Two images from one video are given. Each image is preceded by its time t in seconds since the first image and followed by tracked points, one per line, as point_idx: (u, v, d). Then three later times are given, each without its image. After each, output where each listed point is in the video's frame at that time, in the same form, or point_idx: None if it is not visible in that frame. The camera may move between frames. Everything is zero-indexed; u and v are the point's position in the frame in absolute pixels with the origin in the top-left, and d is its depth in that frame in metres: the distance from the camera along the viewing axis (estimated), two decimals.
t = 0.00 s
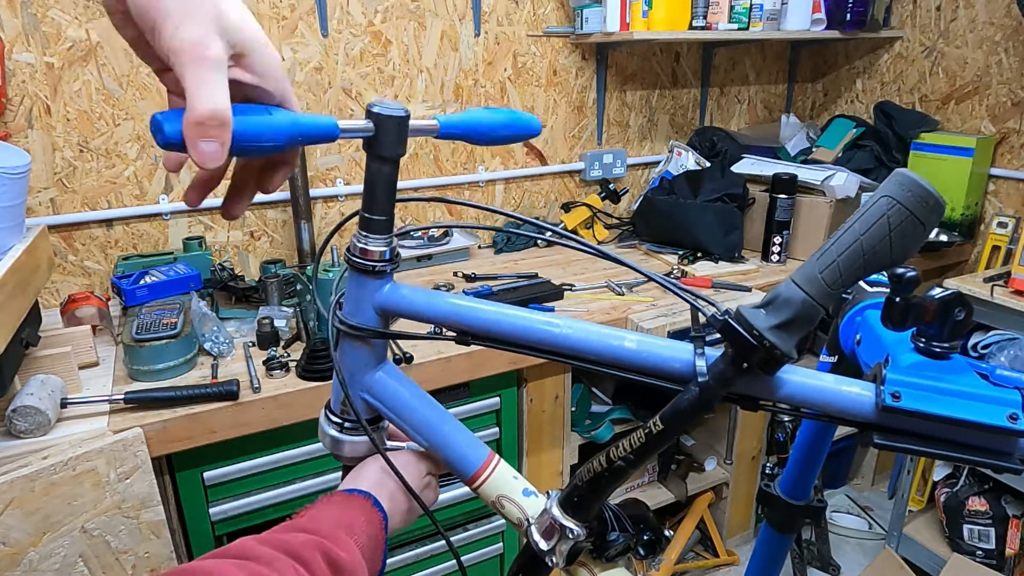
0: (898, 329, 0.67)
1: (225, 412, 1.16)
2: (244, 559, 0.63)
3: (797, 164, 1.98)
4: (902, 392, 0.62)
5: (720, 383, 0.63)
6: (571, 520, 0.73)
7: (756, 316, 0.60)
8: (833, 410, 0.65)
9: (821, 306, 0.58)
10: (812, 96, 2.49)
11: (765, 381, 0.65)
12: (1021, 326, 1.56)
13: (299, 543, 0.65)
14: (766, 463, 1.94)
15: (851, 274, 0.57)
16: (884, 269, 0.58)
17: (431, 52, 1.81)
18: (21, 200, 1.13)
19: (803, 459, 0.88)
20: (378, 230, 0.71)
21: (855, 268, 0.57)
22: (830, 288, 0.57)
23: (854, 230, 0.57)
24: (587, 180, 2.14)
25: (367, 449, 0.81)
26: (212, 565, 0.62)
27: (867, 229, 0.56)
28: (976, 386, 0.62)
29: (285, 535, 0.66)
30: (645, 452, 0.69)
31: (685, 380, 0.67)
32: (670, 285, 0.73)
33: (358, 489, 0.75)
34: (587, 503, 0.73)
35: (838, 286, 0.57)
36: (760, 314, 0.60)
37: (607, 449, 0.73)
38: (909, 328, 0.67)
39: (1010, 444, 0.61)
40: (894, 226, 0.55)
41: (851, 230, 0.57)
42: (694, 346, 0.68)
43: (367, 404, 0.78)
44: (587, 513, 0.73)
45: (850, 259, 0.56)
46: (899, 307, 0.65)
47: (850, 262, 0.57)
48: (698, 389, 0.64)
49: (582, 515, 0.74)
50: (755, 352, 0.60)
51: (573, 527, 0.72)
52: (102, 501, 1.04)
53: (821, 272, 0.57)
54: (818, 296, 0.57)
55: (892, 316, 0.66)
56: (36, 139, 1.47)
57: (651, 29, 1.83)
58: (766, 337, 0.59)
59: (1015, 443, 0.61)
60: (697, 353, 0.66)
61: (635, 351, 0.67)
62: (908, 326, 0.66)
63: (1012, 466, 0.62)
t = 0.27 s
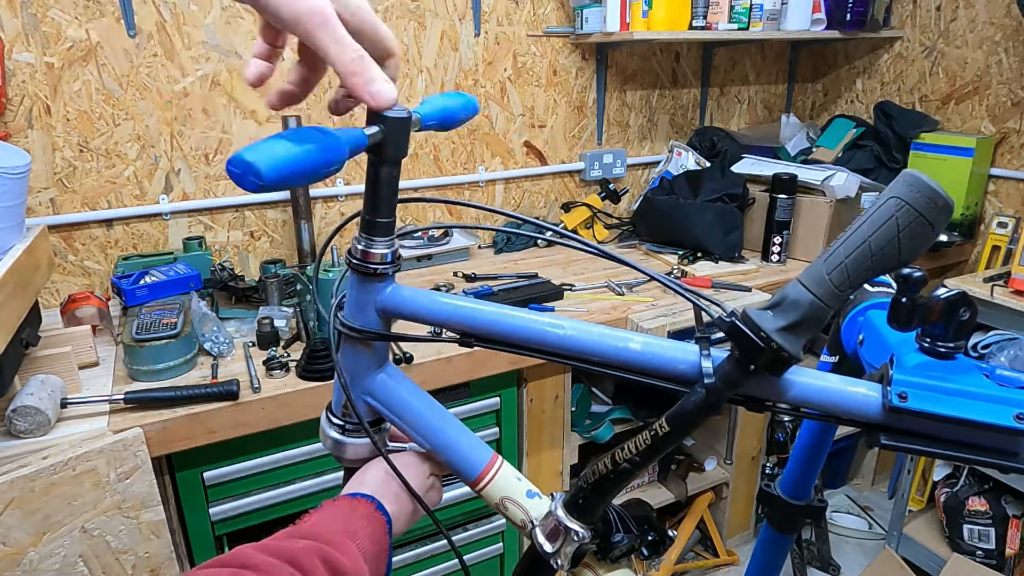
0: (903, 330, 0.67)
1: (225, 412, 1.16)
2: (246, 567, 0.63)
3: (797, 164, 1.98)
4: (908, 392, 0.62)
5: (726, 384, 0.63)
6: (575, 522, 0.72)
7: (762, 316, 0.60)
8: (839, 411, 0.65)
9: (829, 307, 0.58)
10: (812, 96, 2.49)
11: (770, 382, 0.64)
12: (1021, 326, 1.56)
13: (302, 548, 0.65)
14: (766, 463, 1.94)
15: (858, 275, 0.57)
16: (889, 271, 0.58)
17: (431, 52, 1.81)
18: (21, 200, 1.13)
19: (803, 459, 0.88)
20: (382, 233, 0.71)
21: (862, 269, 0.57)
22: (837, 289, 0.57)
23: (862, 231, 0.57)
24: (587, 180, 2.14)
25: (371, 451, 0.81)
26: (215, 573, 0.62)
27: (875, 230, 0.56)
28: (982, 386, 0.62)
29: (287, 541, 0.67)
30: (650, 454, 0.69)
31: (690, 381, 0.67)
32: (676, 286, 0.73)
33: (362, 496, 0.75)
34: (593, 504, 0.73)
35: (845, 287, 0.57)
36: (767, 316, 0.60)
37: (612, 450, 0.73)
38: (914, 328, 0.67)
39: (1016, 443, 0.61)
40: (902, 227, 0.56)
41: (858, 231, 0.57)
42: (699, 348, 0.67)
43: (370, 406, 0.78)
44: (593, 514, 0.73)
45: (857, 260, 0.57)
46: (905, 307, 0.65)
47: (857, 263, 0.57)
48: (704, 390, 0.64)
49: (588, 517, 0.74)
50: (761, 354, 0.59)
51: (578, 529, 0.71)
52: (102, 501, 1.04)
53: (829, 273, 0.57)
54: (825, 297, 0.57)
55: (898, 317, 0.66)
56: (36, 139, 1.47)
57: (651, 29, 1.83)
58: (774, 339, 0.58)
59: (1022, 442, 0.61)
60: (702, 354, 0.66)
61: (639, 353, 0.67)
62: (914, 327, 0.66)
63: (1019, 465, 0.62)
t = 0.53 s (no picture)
0: (903, 329, 0.67)
1: (225, 412, 1.16)
2: None
3: (797, 164, 1.98)
4: (908, 392, 0.62)
5: (725, 385, 0.63)
6: (576, 522, 0.72)
7: (761, 315, 0.59)
8: (839, 411, 0.65)
9: (828, 307, 0.58)
10: (811, 96, 2.49)
11: (770, 382, 0.65)
12: (1021, 327, 1.56)
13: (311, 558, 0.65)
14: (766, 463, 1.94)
15: (858, 274, 0.57)
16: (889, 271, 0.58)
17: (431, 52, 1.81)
18: (20, 200, 1.13)
19: (803, 458, 0.88)
20: (379, 233, 0.70)
21: (861, 268, 0.57)
22: (837, 289, 0.57)
23: (861, 230, 0.57)
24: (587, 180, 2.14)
25: (370, 451, 0.81)
26: None
27: (874, 229, 0.56)
28: (982, 386, 0.62)
29: (295, 548, 0.66)
30: (650, 454, 0.69)
31: (690, 381, 0.67)
32: (676, 286, 0.73)
33: (365, 497, 0.75)
34: (593, 505, 0.73)
35: (845, 286, 0.57)
36: (766, 315, 0.60)
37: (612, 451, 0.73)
38: (914, 328, 0.67)
39: (1015, 442, 0.62)
40: (902, 227, 0.56)
41: (857, 231, 0.57)
42: (699, 348, 0.67)
43: (370, 407, 0.79)
44: (593, 515, 0.73)
45: (856, 260, 0.57)
46: (904, 307, 0.65)
47: (856, 263, 0.57)
48: (703, 390, 0.64)
49: (589, 518, 0.73)
50: (760, 354, 0.59)
51: (579, 530, 0.71)
52: (103, 501, 1.04)
53: (828, 273, 0.57)
54: (824, 297, 0.57)
55: (898, 316, 0.66)
56: (36, 139, 1.47)
57: (651, 29, 1.83)
58: (773, 338, 0.58)
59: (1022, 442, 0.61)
60: (701, 354, 0.66)
61: (639, 352, 0.67)
62: (913, 326, 0.66)
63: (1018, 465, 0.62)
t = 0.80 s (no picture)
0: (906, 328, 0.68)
1: (225, 412, 1.16)
2: (250, 563, 0.63)
3: (797, 164, 1.98)
4: (910, 391, 0.62)
5: (728, 383, 0.63)
6: (577, 520, 0.73)
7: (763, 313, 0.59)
8: (841, 409, 0.65)
9: (831, 305, 0.58)
10: (812, 96, 2.49)
11: (773, 381, 0.64)
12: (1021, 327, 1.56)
13: (306, 543, 0.65)
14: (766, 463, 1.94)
15: (861, 273, 0.57)
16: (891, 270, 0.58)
17: (431, 53, 1.81)
18: (21, 200, 1.13)
19: (803, 458, 0.88)
20: (381, 229, 0.70)
21: (865, 267, 0.57)
22: (840, 288, 0.57)
23: (864, 229, 0.57)
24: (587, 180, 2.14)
25: (371, 448, 0.81)
26: (220, 571, 0.62)
27: (877, 227, 0.56)
28: (984, 385, 0.63)
29: (290, 534, 0.67)
30: (651, 452, 0.69)
31: (692, 379, 0.67)
32: (680, 284, 0.73)
33: (363, 487, 0.75)
34: (594, 502, 0.72)
35: (848, 285, 0.57)
36: (769, 314, 0.59)
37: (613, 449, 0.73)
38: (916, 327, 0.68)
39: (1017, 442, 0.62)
40: (905, 225, 0.56)
41: (861, 230, 0.57)
42: (701, 346, 0.67)
43: (371, 404, 0.78)
44: (594, 513, 0.73)
45: (860, 259, 0.57)
46: (907, 306, 0.66)
47: (859, 261, 0.57)
48: (706, 388, 0.64)
49: (590, 515, 0.73)
50: (762, 352, 0.59)
51: (580, 527, 0.71)
52: (103, 501, 1.04)
53: (831, 271, 0.57)
54: (827, 296, 0.57)
55: (900, 315, 0.67)
56: (36, 139, 1.47)
57: (651, 29, 1.82)
58: (775, 337, 0.58)
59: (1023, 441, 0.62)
60: (703, 352, 0.66)
61: (640, 350, 0.67)
62: (914, 326, 0.67)
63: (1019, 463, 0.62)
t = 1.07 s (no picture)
0: (911, 326, 0.67)
1: (225, 412, 1.16)
2: (263, 563, 0.61)
3: (797, 164, 1.98)
4: (916, 389, 0.62)
5: (734, 380, 0.63)
6: (580, 517, 0.73)
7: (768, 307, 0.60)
8: (846, 407, 0.65)
9: (837, 302, 0.58)
10: (812, 96, 2.49)
11: (779, 378, 0.64)
12: (1021, 327, 1.56)
13: (319, 541, 0.64)
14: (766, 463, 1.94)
15: (868, 269, 0.57)
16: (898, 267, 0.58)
17: (431, 53, 1.81)
18: (21, 200, 1.13)
19: (805, 457, 0.88)
20: (388, 225, 0.71)
21: (872, 263, 0.57)
22: (846, 284, 0.57)
23: (872, 225, 0.57)
24: (587, 180, 2.14)
25: (375, 443, 0.81)
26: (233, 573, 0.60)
27: (885, 224, 0.56)
28: (990, 383, 0.63)
29: (300, 535, 0.65)
30: (656, 449, 0.69)
31: (697, 376, 0.67)
32: (686, 281, 0.73)
33: (369, 485, 0.75)
34: (597, 500, 0.73)
35: (854, 282, 0.57)
36: (776, 310, 0.59)
37: (618, 446, 0.73)
38: (921, 325, 0.67)
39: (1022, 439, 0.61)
40: (913, 222, 0.56)
41: (868, 226, 0.57)
42: (707, 343, 0.67)
43: (375, 400, 0.78)
44: (597, 510, 0.73)
45: (867, 255, 0.57)
46: (913, 303, 0.66)
47: (866, 258, 0.57)
48: (712, 385, 0.64)
49: (592, 513, 0.74)
50: (770, 348, 0.59)
51: (583, 524, 0.71)
52: (103, 501, 1.04)
53: (838, 268, 0.57)
54: (834, 292, 0.57)
55: (905, 313, 0.66)
56: (36, 139, 1.47)
57: (651, 29, 1.82)
58: (782, 334, 0.58)
59: None
60: (710, 349, 0.66)
61: (645, 347, 0.67)
62: (921, 323, 0.66)
63: None
